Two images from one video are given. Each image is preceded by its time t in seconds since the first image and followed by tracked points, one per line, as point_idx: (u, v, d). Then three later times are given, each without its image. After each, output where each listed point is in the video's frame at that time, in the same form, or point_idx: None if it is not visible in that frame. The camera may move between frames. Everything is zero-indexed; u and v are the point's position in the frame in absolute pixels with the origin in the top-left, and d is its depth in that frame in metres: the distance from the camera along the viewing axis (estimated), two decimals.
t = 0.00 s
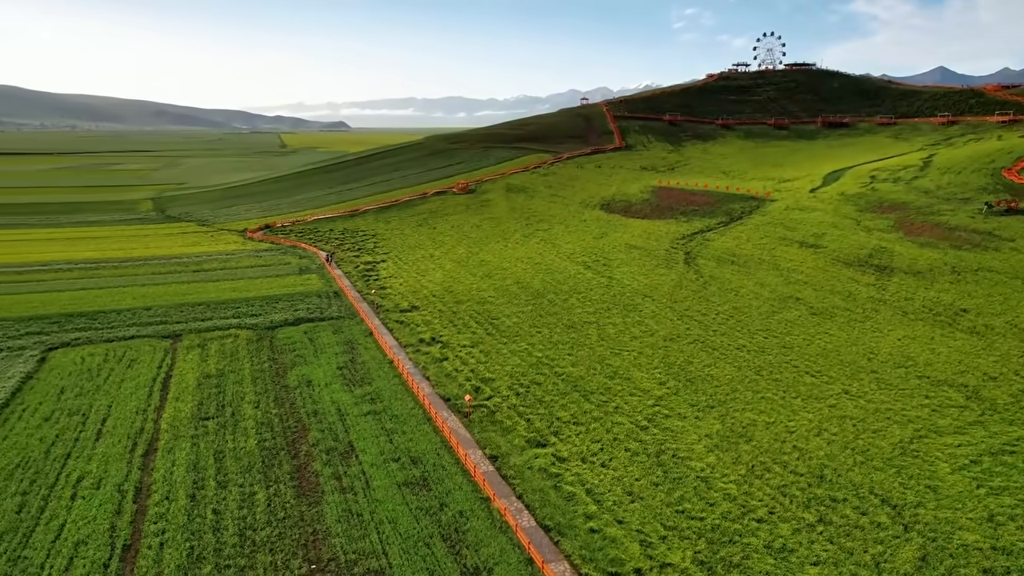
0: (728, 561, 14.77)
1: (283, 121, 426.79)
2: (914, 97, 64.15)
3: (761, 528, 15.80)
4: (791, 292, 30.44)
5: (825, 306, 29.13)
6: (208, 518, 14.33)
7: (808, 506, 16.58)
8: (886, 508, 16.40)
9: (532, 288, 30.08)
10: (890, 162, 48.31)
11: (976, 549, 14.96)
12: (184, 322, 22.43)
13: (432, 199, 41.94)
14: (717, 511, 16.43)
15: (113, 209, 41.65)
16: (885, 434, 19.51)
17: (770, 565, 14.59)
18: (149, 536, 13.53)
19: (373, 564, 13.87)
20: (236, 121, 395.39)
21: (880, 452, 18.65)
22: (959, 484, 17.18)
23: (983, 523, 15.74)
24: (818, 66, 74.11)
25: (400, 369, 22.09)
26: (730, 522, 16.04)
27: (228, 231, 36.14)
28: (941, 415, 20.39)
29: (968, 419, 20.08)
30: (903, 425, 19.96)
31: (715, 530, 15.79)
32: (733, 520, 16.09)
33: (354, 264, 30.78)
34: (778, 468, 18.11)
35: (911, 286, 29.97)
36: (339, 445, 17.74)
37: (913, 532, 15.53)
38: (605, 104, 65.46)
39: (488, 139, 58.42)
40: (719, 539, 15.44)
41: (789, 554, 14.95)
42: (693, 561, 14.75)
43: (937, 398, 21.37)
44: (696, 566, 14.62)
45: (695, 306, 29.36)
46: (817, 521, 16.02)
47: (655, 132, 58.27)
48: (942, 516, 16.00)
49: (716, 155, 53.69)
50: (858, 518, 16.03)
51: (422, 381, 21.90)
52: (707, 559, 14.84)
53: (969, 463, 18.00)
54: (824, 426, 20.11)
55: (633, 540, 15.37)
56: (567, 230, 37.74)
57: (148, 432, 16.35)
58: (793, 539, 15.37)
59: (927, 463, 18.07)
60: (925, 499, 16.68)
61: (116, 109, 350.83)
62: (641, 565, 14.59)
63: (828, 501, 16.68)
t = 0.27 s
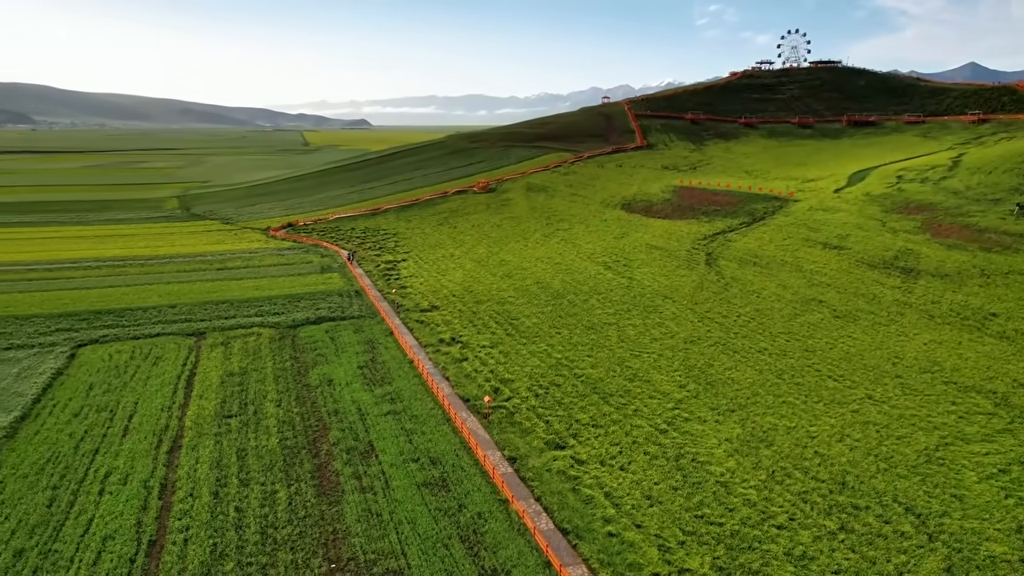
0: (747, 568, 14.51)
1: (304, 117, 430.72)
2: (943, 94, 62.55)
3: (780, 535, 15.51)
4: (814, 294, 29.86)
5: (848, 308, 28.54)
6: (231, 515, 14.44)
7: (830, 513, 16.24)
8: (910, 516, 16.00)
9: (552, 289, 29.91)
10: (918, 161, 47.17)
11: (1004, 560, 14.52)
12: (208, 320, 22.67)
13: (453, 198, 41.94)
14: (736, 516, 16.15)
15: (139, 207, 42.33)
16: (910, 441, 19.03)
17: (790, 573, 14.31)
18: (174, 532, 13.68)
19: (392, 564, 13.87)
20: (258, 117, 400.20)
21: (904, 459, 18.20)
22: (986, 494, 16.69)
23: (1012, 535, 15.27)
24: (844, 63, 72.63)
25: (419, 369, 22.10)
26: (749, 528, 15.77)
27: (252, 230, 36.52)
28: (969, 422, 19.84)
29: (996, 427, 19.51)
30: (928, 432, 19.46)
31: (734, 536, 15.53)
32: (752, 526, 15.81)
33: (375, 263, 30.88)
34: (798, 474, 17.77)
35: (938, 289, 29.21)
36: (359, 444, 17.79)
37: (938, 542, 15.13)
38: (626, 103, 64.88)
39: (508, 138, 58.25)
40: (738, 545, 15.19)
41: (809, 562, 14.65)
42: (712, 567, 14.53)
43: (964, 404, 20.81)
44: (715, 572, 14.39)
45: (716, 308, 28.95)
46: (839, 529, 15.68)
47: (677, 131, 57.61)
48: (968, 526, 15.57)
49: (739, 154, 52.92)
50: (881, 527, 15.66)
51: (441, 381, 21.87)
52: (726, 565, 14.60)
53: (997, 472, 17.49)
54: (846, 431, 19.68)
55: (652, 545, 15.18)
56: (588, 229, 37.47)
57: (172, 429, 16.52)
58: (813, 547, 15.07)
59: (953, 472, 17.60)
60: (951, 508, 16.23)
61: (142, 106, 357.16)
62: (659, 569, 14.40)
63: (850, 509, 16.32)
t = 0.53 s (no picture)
0: None
1: (324, 114, 434.24)
2: (973, 93, 60.98)
3: (800, 543, 15.21)
4: (837, 297, 29.28)
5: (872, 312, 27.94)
6: (252, 514, 14.54)
7: (851, 521, 15.90)
8: (935, 527, 15.60)
9: (571, 290, 29.70)
10: (947, 162, 46.04)
11: None
12: (230, 319, 22.87)
13: (473, 198, 41.89)
14: (756, 523, 15.87)
15: (165, 206, 42.95)
16: (935, 449, 18.55)
17: None
18: (198, 530, 13.82)
19: (411, 566, 13.86)
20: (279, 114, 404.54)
21: (929, 468, 17.74)
22: (1015, 505, 16.19)
23: None
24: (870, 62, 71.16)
25: (438, 369, 22.08)
26: (769, 535, 15.49)
27: (274, 229, 36.84)
28: (996, 431, 19.29)
29: None
30: (954, 440, 18.95)
31: (753, 543, 15.27)
32: (772, 533, 15.53)
33: (395, 263, 30.94)
34: (819, 480, 17.42)
35: (966, 294, 28.46)
36: (379, 445, 17.81)
37: (963, 553, 14.73)
38: (648, 102, 64.25)
39: (528, 137, 58.04)
40: (757, 553, 14.93)
41: (830, 571, 14.35)
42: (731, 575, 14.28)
43: (991, 412, 20.23)
44: None
45: (736, 310, 28.52)
46: (861, 538, 15.33)
47: (699, 130, 56.91)
48: (995, 538, 15.12)
49: (762, 154, 52.13)
50: (905, 536, 15.29)
51: (460, 383, 21.81)
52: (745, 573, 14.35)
53: None
54: (869, 438, 19.23)
55: (669, 550, 14.98)
56: (608, 230, 37.16)
57: (196, 427, 16.67)
58: (834, 556, 14.75)
59: (979, 482, 17.13)
60: (978, 519, 15.79)
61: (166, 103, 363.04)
62: None
63: (872, 518, 15.95)
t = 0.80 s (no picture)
0: None
1: (344, 113, 437.60)
2: (1004, 92, 59.36)
3: (821, 552, 14.91)
4: (860, 301, 28.68)
5: (896, 316, 27.30)
6: (273, 514, 14.62)
7: (874, 531, 15.54)
8: (960, 539, 15.19)
9: (591, 292, 29.47)
10: (976, 163, 44.87)
11: None
12: (253, 319, 23.06)
13: (493, 199, 41.79)
14: (776, 531, 15.58)
15: (189, 205, 43.53)
16: (961, 459, 18.06)
17: None
18: (220, 528, 13.92)
19: (428, 568, 13.82)
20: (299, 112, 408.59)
21: (955, 478, 17.28)
22: None
23: None
24: (897, 61, 69.68)
25: (457, 370, 22.04)
26: (789, 544, 15.20)
27: (296, 229, 37.12)
28: None
29: None
30: (981, 450, 18.43)
31: (773, 551, 14.99)
32: (792, 542, 15.23)
33: (415, 264, 30.96)
34: (841, 489, 17.05)
35: (995, 299, 27.69)
36: (397, 446, 17.81)
37: (991, 567, 14.32)
38: (669, 102, 63.62)
39: (548, 137, 57.80)
40: (777, 562, 14.65)
41: None
42: None
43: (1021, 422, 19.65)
44: None
45: (758, 314, 28.06)
46: (884, 548, 14.97)
47: (721, 131, 56.19)
48: None
49: (785, 155, 51.31)
50: (929, 548, 14.90)
51: (479, 385, 21.73)
52: None
53: None
54: (893, 446, 18.77)
55: (688, 557, 14.77)
56: (628, 232, 36.85)
57: (218, 426, 16.80)
58: (856, 567, 14.42)
59: (1007, 493, 16.64)
60: (1006, 532, 15.33)
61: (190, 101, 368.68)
62: None
63: (895, 528, 15.58)
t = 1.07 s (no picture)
0: None
1: (363, 111, 440.64)
2: None
3: (843, 562, 14.60)
4: (885, 306, 28.06)
5: (922, 321, 26.64)
6: (294, 514, 14.66)
7: (897, 542, 15.17)
8: (988, 552, 14.75)
9: (611, 295, 29.23)
10: (1007, 164, 43.66)
11: None
12: (275, 319, 23.21)
13: (513, 200, 41.68)
14: (796, 540, 15.28)
15: (213, 205, 44.06)
16: (989, 469, 17.55)
17: None
18: (242, 528, 13.99)
19: (446, 571, 13.76)
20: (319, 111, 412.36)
21: (983, 489, 16.79)
22: None
23: None
24: (925, 60, 68.12)
25: (475, 372, 21.97)
26: (810, 554, 14.89)
27: (318, 229, 37.35)
28: None
29: None
30: (1010, 460, 17.89)
31: (793, 561, 14.70)
32: (813, 552, 14.93)
33: (435, 265, 30.96)
34: (864, 498, 16.66)
35: None
36: (416, 448, 17.78)
37: None
38: (690, 102, 62.94)
39: (568, 138, 57.52)
40: (797, 571, 14.35)
41: None
42: None
43: None
44: None
45: (779, 318, 27.59)
46: (908, 560, 14.60)
47: (743, 132, 55.42)
48: None
49: (808, 156, 50.44)
50: (955, 561, 14.50)
51: (498, 387, 21.63)
52: None
53: None
54: (917, 455, 18.32)
55: (706, 565, 14.53)
56: (649, 233, 36.49)
57: (241, 426, 16.91)
58: None
59: None
60: None
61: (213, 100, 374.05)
62: None
63: (920, 539, 15.18)
